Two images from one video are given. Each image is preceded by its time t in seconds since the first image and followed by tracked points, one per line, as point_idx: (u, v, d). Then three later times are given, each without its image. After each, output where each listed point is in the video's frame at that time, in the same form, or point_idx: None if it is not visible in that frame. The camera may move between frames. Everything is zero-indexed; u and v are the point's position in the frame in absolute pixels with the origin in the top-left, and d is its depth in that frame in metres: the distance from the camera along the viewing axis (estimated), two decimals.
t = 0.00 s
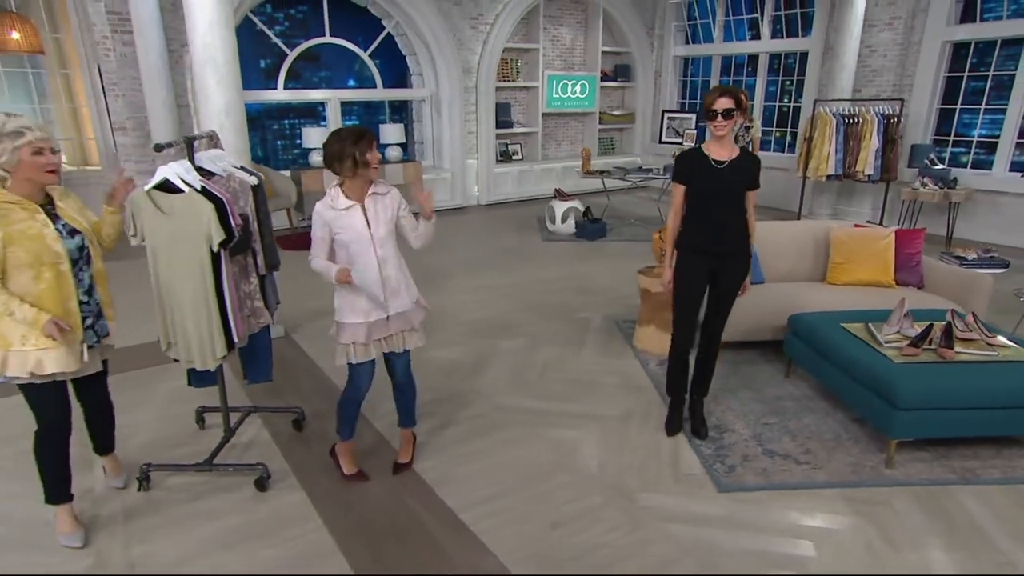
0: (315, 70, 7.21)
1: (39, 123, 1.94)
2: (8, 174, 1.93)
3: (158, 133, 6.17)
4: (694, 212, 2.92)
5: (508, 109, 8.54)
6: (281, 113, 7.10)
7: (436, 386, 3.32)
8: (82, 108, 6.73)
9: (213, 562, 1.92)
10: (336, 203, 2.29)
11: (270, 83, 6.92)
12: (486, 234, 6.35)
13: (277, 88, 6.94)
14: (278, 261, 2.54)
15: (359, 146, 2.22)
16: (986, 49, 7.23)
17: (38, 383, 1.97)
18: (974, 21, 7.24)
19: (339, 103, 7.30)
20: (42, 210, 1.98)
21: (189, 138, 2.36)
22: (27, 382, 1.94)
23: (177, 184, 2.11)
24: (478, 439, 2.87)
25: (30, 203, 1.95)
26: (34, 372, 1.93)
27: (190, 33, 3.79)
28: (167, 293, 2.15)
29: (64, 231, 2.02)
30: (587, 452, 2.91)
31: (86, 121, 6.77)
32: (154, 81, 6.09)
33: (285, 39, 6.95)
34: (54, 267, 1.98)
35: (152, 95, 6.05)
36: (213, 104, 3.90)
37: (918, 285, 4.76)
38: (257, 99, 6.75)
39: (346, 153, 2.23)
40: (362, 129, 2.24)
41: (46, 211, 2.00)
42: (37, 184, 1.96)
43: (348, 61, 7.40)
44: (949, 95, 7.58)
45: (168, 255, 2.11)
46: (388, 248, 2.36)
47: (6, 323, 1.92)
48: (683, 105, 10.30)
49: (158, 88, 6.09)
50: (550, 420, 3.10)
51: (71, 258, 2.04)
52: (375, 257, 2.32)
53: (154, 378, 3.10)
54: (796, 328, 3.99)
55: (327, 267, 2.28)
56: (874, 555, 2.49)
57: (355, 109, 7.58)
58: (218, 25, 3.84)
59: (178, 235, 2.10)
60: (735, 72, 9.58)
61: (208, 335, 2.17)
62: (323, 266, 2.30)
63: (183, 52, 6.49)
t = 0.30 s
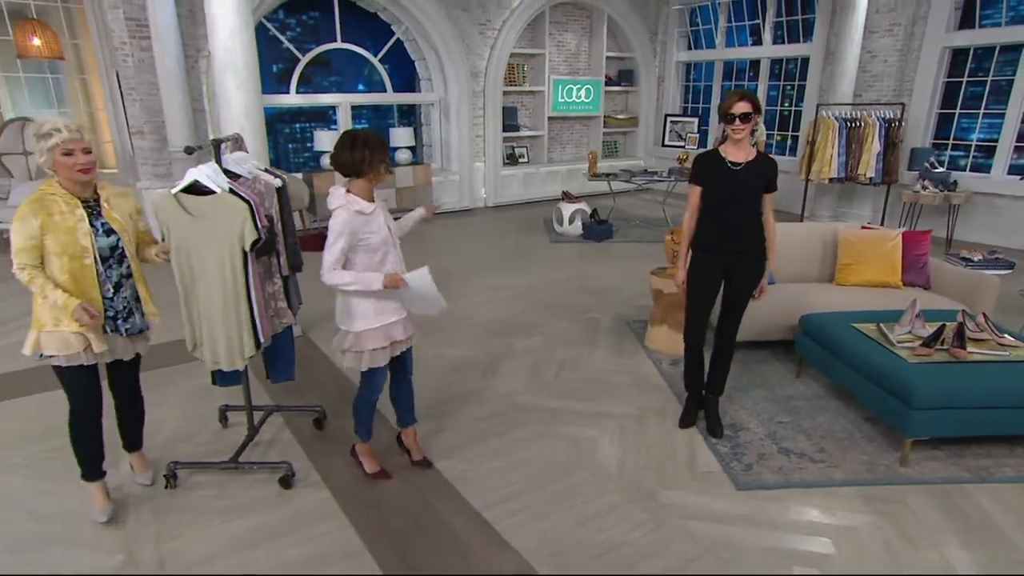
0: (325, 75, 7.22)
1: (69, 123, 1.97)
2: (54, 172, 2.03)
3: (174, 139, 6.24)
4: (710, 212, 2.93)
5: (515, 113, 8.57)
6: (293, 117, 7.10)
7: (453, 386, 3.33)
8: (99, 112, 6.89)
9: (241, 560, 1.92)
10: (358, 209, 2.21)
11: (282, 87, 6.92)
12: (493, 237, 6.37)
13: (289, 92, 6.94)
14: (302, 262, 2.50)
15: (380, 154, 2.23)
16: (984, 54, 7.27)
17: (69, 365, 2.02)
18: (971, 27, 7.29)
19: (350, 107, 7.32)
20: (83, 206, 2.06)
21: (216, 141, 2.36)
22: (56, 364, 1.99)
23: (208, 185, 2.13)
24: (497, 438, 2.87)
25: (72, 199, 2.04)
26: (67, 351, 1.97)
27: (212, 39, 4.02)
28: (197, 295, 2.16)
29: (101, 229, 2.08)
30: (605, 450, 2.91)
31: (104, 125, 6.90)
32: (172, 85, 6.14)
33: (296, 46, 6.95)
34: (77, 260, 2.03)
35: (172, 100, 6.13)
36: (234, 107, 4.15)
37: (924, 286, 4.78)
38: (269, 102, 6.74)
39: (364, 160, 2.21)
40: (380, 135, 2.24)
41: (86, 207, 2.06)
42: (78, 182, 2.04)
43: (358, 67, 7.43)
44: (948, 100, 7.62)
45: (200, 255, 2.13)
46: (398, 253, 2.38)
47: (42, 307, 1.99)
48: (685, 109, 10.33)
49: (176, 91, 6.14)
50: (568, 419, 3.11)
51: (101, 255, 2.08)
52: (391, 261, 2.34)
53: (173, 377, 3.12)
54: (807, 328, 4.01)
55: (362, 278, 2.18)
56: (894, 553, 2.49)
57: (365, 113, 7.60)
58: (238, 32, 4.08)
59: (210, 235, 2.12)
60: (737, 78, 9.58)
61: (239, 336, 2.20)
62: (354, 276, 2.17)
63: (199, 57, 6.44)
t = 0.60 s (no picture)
0: (335, 79, 7.23)
1: (101, 124, 2.01)
2: (88, 171, 2.08)
3: (190, 142, 6.24)
4: (726, 213, 2.94)
5: (521, 116, 8.59)
6: (303, 120, 7.09)
7: (468, 385, 3.34)
8: (115, 117, 6.94)
9: (268, 557, 1.92)
10: (383, 209, 2.20)
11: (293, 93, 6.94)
12: (500, 239, 6.37)
13: (302, 96, 6.96)
14: (324, 263, 2.53)
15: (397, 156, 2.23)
16: (983, 59, 7.30)
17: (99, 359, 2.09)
18: (971, 33, 7.31)
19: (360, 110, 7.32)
20: (110, 204, 2.08)
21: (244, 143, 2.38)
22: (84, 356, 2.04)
23: (237, 186, 2.14)
24: (516, 437, 2.88)
25: (100, 196, 2.07)
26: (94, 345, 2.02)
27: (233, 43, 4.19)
28: (222, 296, 2.15)
29: (123, 227, 2.09)
30: (622, 448, 2.92)
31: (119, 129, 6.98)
32: (188, 90, 6.13)
33: (307, 51, 6.96)
34: (97, 255, 2.05)
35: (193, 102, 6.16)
36: (253, 110, 4.40)
37: (931, 287, 4.80)
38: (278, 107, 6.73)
39: (383, 161, 2.21)
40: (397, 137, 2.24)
41: (113, 204, 2.09)
42: (109, 182, 2.07)
43: (367, 71, 7.43)
44: (947, 104, 7.65)
45: (228, 257, 2.13)
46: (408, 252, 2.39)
47: (73, 299, 2.05)
48: (688, 113, 10.36)
49: (190, 96, 6.13)
50: (584, 418, 3.11)
51: (121, 252, 2.09)
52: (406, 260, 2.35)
53: (191, 375, 3.13)
54: (818, 328, 4.03)
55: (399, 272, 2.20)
56: (914, 550, 2.50)
57: (373, 116, 7.60)
58: (258, 38, 4.27)
59: (240, 237, 2.13)
60: (739, 82, 9.60)
61: (265, 337, 2.21)
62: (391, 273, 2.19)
63: (215, 62, 6.45)
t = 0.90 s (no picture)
0: (344, 82, 7.24)
1: (123, 125, 2.00)
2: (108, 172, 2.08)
3: (204, 143, 6.26)
4: (745, 214, 2.97)
5: (527, 118, 8.60)
6: (312, 122, 7.09)
7: (483, 385, 3.33)
8: (127, 119, 6.99)
9: (293, 557, 1.90)
10: (398, 204, 2.20)
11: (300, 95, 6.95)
12: (506, 240, 6.36)
13: (312, 99, 6.96)
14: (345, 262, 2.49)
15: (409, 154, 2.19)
16: (985, 63, 7.31)
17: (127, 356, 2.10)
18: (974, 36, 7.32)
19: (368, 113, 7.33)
20: (132, 203, 2.08)
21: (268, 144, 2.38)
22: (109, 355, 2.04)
23: (259, 189, 2.14)
24: (534, 435, 2.87)
25: (122, 196, 2.07)
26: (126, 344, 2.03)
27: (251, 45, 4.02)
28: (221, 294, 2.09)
29: (145, 225, 2.09)
30: (641, 447, 2.91)
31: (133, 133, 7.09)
32: (200, 91, 6.12)
33: (316, 53, 6.96)
34: (122, 252, 2.05)
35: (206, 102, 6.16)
36: (269, 111, 4.14)
37: (941, 287, 4.80)
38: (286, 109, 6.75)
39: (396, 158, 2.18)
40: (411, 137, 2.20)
41: (134, 203, 2.08)
42: (129, 182, 2.07)
43: (374, 73, 7.43)
44: (950, 106, 7.66)
45: (235, 253, 2.07)
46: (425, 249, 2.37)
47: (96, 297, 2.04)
48: (691, 116, 10.36)
49: (204, 97, 6.12)
50: (601, 417, 3.10)
51: (145, 250, 2.09)
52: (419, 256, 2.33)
53: (207, 373, 3.11)
54: (832, 328, 4.02)
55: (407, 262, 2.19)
56: (937, 549, 2.48)
57: (381, 119, 7.61)
58: (276, 40, 4.07)
59: (252, 236, 2.08)
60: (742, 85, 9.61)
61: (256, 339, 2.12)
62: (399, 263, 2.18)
63: (227, 65, 6.46)
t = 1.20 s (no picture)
0: (350, 84, 7.22)
1: (135, 124, 1.99)
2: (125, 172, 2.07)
3: (213, 143, 6.25)
4: (762, 214, 3.00)
5: (532, 120, 8.60)
6: (319, 123, 7.08)
7: (497, 384, 3.31)
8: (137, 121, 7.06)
9: (315, 556, 1.88)
10: (401, 200, 2.25)
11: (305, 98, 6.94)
12: (513, 240, 6.35)
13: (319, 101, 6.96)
14: (363, 261, 2.47)
15: (418, 154, 2.18)
16: (988, 65, 7.31)
17: (154, 355, 2.09)
18: (976, 38, 7.31)
19: (376, 114, 7.33)
20: (154, 201, 2.09)
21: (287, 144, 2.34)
22: (142, 354, 2.05)
23: (279, 189, 2.11)
24: (550, 435, 2.85)
25: (143, 195, 2.08)
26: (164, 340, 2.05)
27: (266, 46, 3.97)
28: (222, 286, 2.06)
29: (172, 222, 2.11)
30: (658, 446, 2.89)
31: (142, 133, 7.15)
32: (211, 93, 6.12)
33: (323, 55, 6.96)
34: (152, 251, 2.08)
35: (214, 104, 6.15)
36: (284, 111, 4.10)
37: (950, 287, 4.80)
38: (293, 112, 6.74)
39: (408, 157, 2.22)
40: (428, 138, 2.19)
41: (157, 202, 2.10)
42: (146, 181, 2.07)
43: (380, 74, 7.43)
44: (952, 108, 7.65)
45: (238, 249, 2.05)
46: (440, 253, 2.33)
47: (125, 298, 2.04)
48: (694, 118, 10.36)
49: (214, 99, 6.11)
50: (617, 416, 3.08)
51: (173, 247, 2.12)
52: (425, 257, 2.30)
53: (220, 371, 3.10)
54: (844, 327, 4.00)
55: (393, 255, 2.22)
56: (959, 547, 2.46)
57: (387, 120, 7.60)
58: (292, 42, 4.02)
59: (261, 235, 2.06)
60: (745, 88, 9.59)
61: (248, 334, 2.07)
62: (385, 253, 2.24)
63: (237, 66, 6.45)
